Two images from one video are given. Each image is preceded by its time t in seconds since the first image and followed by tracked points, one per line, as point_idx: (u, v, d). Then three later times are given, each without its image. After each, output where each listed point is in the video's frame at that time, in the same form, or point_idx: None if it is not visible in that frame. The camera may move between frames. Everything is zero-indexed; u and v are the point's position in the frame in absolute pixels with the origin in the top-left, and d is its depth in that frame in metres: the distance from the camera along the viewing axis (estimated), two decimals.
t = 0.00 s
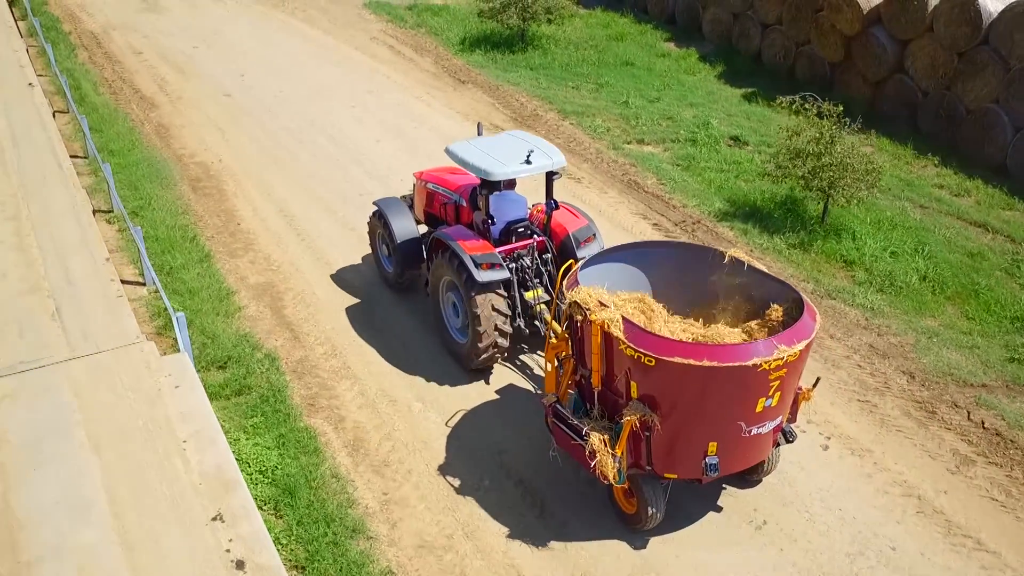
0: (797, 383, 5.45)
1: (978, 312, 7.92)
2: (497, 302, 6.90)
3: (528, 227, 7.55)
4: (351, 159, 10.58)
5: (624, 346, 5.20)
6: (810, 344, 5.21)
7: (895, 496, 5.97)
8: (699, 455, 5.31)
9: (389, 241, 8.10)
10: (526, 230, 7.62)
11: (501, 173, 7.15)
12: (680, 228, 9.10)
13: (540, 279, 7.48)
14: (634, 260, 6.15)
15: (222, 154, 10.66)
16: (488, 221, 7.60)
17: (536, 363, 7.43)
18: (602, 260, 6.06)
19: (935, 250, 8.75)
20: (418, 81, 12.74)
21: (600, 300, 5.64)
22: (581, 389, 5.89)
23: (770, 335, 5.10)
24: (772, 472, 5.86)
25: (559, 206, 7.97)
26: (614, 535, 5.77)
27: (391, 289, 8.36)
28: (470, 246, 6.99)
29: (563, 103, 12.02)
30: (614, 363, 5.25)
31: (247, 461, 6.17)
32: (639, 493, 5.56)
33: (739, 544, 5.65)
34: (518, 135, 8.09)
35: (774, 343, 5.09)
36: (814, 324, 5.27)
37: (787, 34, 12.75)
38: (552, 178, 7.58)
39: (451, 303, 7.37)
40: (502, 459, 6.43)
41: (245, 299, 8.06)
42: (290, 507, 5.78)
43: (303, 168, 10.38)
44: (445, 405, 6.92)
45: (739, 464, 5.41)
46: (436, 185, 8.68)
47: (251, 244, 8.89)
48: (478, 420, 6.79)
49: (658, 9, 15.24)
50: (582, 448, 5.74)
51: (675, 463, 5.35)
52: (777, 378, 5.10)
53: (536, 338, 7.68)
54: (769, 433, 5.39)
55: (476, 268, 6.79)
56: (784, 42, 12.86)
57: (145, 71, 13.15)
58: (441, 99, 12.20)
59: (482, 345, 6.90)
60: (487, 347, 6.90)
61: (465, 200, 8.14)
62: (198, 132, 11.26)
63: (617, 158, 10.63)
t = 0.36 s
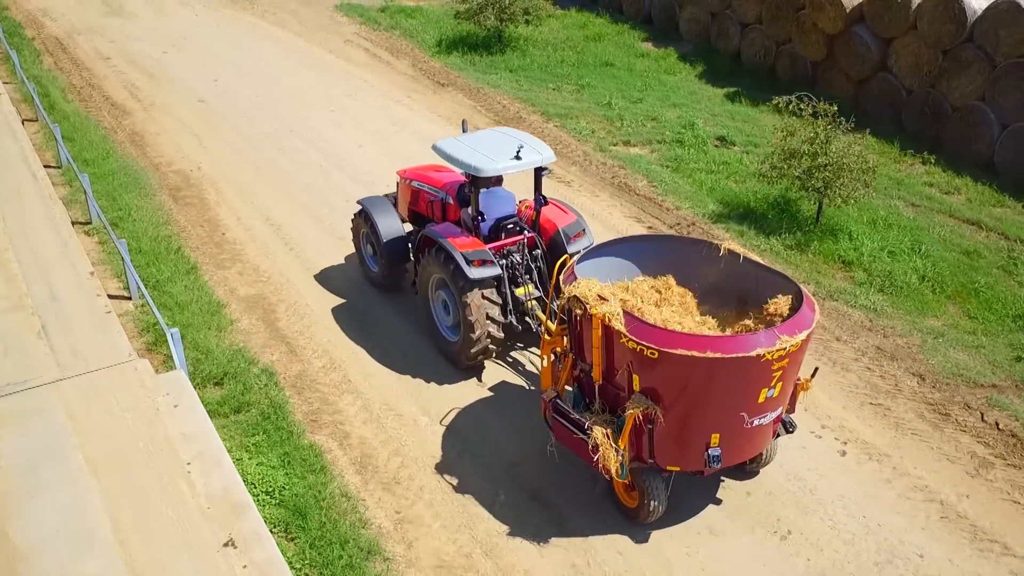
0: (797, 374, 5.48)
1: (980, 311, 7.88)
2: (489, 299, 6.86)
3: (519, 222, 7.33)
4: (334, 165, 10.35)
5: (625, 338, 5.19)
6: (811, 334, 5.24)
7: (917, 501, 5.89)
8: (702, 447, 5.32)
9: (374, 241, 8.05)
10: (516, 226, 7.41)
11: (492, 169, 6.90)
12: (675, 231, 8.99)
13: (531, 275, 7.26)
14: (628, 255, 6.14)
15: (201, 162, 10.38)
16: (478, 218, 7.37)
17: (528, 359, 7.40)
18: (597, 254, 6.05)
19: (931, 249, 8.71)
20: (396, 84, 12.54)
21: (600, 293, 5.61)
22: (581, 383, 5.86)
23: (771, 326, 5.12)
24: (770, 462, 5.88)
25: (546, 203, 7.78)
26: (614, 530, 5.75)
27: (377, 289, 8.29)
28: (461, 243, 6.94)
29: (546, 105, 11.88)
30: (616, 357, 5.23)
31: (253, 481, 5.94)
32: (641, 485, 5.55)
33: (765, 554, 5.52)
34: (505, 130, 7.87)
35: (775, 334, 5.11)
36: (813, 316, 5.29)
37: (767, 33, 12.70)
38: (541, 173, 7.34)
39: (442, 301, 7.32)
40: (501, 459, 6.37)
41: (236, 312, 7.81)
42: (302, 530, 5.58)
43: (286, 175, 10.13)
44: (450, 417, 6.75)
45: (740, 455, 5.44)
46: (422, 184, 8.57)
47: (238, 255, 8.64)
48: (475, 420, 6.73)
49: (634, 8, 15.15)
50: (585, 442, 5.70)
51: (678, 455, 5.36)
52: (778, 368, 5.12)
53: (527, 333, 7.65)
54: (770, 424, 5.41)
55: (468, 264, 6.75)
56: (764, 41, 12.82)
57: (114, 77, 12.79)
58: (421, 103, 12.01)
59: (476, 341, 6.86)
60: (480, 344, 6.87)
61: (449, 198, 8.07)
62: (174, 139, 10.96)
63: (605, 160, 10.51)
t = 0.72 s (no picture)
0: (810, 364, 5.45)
1: (1003, 312, 7.79)
2: (498, 293, 6.81)
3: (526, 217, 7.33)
4: (340, 168, 10.18)
5: (642, 330, 5.10)
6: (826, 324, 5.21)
7: (958, 508, 5.80)
8: (719, 438, 5.27)
9: (377, 238, 7.95)
10: (523, 221, 7.39)
11: (500, 164, 6.88)
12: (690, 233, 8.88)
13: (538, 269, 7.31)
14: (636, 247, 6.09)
15: (203, 167, 10.17)
16: (486, 213, 7.38)
17: (537, 354, 7.39)
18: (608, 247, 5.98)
19: (950, 249, 8.63)
20: (397, 86, 12.38)
21: (615, 284, 5.52)
22: (596, 376, 5.83)
23: (788, 316, 5.06)
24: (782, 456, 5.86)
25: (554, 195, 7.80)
26: (629, 524, 5.75)
27: (381, 286, 8.22)
28: (469, 238, 6.88)
29: (550, 106, 11.75)
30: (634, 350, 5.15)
31: (279, 498, 5.77)
32: (657, 478, 5.53)
33: (810, 565, 5.41)
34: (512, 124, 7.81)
35: (792, 324, 5.05)
36: (828, 306, 5.24)
37: (769, 32, 12.62)
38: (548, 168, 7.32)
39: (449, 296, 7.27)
40: (516, 456, 6.34)
41: (249, 321, 7.62)
42: (335, 548, 5.41)
43: (290, 179, 9.96)
44: (473, 425, 6.61)
45: (756, 446, 5.40)
46: (426, 179, 8.37)
47: (247, 262, 8.45)
48: (488, 418, 6.69)
49: (632, 8, 15.04)
50: (601, 435, 5.67)
51: (694, 446, 5.31)
52: (796, 358, 5.07)
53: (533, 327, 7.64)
54: (785, 415, 5.38)
55: (477, 259, 6.69)
56: (766, 40, 12.73)
57: (108, 80, 12.54)
58: (423, 105, 11.85)
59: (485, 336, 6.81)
60: (490, 338, 6.82)
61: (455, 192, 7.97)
62: (173, 143, 10.74)
63: (613, 162, 10.38)
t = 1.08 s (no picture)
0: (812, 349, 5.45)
1: (1007, 308, 7.77)
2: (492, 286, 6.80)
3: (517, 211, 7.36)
4: (328, 172, 10.00)
5: (649, 316, 5.08)
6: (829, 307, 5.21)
7: (982, 508, 5.76)
8: (724, 423, 5.25)
9: (365, 233, 7.95)
10: (514, 214, 7.41)
11: (491, 158, 6.75)
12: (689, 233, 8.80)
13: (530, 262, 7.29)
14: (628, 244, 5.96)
15: (187, 173, 9.94)
16: (477, 207, 7.34)
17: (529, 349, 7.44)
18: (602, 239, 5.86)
19: (948, 246, 8.62)
20: (380, 88, 12.21)
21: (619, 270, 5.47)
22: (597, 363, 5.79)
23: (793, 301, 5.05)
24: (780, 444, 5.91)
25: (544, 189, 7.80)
26: (630, 511, 5.78)
27: (368, 283, 8.22)
28: (460, 232, 6.86)
29: (537, 107, 11.64)
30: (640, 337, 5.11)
31: (293, 514, 5.58)
32: (662, 465, 5.49)
33: (839, 569, 5.32)
34: (501, 118, 7.72)
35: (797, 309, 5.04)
36: (831, 293, 5.23)
37: (754, 30, 12.60)
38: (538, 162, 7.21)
39: (441, 291, 7.25)
40: (517, 451, 6.32)
41: (247, 330, 7.43)
42: (355, 564, 5.24)
43: (279, 184, 9.76)
44: (484, 432, 6.48)
45: (760, 431, 5.38)
46: (413, 174, 8.25)
47: (240, 269, 8.25)
48: (487, 413, 6.67)
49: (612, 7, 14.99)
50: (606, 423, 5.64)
51: (700, 431, 5.29)
52: (801, 343, 5.06)
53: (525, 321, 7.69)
54: (788, 399, 5.38)
55: (470, 253, 6.68)
56: (750, 38, 12.71)
57: (83, 85, 12.24)
58: (408, 107, 11.70)
59: (479, 331, 6.82)
60: (485, 332, 6.83)
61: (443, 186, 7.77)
62: (155, 149, 10.49)
63: (605, 162, 10.29)
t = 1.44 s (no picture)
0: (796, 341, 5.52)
1: (1010, 303, 7.76)
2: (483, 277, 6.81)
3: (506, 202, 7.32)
4: (318, 176, 9.84)
5: (631, 316, 5.14)
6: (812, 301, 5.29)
7: (1005, 507, 5.72)
8: (710, 418, 5.32)
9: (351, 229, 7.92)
10: (503, 205, 7.39)
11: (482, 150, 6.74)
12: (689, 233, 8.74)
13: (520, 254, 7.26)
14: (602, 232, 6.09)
15: (174, 178, 9.72)
16: (467, 199, 7.31)
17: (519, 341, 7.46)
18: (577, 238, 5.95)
19: (947, 243, 8.61)
20: (365, 90, 12.05)
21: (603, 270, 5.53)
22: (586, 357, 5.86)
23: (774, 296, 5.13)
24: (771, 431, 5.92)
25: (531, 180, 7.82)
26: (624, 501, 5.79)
27: (354, 278, 8.20)
28: (451, 224, 6.86)
29: (525, 107, 11.54)
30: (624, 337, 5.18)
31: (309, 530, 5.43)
32: (653, 461, 5.55)
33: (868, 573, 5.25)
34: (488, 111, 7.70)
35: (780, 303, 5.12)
36: (813, 284, 5.31)
37: (739, 28, 12.58)
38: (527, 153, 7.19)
39: (432, 284, 7.27)
40: (510, 445, 6.30)
41: (247, 339, 7.25)
42: None
43: (268, 189, 9.58)
44: (489, 436, 6.39)
45: (746, 423, 5.46)
46: (400, 170, 8.16)
47: (235, 277, 8.07)
48: (480, 408, 6.66)
49: (593, 7, 14.93)
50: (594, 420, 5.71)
51: (687, 427, 5.35)
52: (784, 336, 5.14)
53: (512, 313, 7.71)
54: (774, 391, 5.45)
55: (462, 245, 6.69)
56: (735, 36, 12.69)
57: (59, 89, 11.95)
58: (395, 109, 11.55)
59: (471, 322, 6.83)
60: (475, 325, 6.84)
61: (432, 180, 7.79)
62: (139, 154, 10.26)
63: (598, 162, 10.20)
